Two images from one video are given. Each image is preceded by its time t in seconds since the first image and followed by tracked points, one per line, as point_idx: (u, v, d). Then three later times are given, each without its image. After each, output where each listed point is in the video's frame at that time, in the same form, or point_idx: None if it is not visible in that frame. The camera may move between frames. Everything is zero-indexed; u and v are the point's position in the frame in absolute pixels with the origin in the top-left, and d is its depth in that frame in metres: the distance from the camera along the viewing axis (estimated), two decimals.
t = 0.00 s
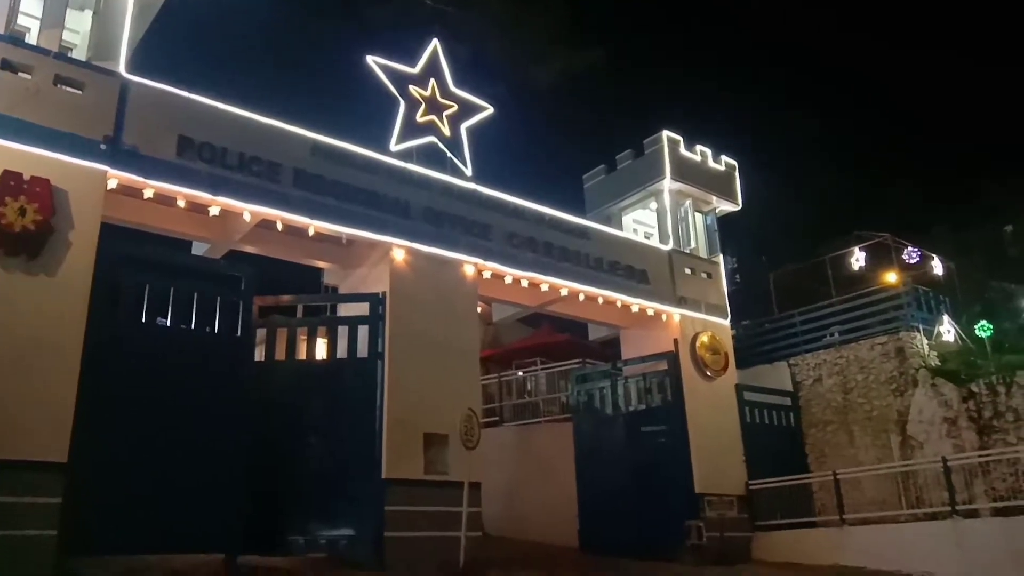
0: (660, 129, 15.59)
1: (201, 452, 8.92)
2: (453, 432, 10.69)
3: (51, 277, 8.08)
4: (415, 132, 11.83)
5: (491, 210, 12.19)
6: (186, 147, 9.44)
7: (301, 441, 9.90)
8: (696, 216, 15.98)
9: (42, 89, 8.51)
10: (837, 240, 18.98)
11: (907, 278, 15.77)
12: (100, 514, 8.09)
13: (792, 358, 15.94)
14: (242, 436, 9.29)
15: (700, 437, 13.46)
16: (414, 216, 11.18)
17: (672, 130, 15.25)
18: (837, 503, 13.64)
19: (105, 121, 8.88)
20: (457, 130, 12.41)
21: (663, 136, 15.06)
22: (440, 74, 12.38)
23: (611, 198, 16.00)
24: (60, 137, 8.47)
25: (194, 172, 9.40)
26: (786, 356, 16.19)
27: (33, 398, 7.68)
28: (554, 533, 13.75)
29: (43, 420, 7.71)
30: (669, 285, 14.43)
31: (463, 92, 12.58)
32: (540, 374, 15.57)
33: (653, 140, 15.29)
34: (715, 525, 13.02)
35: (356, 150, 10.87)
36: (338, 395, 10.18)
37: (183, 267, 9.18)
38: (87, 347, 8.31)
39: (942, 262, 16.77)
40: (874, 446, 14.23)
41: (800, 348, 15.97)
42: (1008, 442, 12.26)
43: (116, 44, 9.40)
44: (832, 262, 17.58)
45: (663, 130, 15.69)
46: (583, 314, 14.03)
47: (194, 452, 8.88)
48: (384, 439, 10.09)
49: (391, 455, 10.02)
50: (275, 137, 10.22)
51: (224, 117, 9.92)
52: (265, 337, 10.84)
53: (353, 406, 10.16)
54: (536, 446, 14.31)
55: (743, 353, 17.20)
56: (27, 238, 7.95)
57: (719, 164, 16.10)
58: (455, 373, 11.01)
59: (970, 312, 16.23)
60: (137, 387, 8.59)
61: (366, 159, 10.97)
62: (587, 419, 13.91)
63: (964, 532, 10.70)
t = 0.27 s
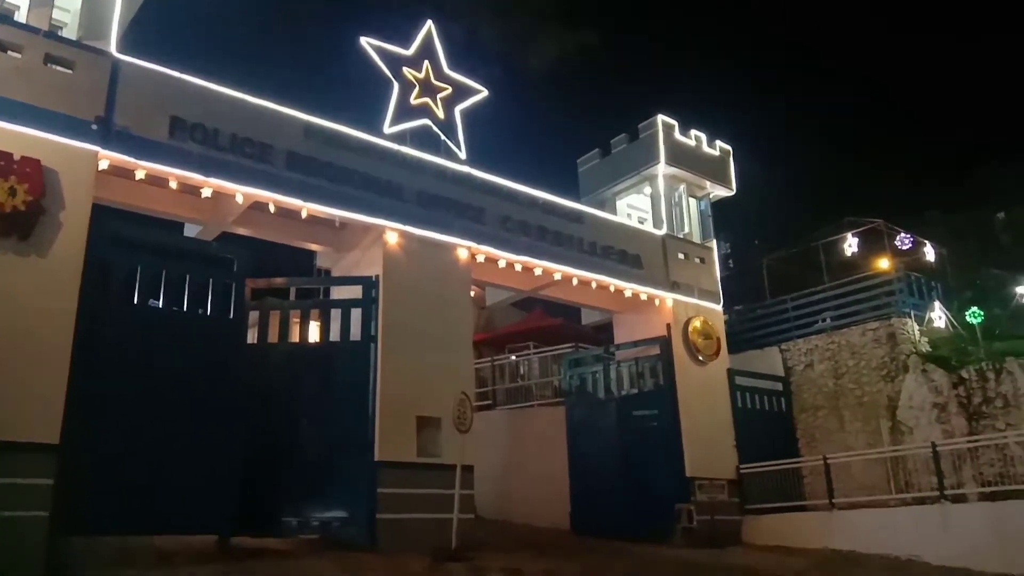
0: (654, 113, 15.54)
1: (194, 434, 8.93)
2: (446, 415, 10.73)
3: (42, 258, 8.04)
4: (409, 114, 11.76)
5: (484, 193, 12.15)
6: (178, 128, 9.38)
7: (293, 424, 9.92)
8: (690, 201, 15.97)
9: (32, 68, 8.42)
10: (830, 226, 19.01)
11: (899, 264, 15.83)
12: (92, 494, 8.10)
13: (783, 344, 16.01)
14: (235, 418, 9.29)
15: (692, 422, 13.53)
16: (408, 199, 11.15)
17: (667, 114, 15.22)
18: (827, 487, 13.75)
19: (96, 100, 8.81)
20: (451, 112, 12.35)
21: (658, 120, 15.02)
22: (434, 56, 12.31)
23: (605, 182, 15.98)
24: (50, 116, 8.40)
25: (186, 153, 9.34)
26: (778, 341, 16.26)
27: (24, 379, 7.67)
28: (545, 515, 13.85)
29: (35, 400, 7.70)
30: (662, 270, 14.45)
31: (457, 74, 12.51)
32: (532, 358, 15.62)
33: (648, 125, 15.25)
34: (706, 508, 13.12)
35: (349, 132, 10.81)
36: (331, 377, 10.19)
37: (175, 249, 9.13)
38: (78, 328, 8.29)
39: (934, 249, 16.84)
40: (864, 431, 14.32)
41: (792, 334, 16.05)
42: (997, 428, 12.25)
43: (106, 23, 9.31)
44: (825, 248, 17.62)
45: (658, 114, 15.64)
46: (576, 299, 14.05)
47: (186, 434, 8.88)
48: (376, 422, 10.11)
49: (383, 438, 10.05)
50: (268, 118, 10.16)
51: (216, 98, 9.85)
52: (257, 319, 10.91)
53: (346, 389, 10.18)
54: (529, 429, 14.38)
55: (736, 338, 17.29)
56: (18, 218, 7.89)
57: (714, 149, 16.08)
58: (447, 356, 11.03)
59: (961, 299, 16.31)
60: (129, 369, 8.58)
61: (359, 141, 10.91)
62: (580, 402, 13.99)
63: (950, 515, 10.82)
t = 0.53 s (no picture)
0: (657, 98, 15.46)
1: (194, 416, 8.96)
2: (446, 400, 10.75)
3: (43, 240, 8.02)
4: (411, 97, 11.70)
5: (486, 178, 12.11)
6: (178, 110, 9.34)
7: (293, 407, 9.95)
8: (692, 187, 15.92)
9: (32, 49, 8.38)
10: (832, 213, 18.96)
11: (901, 252, 15.80)
12: (92, 475, 8.13)
13: (784, 331, 16.00)
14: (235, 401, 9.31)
15: (691, 408, 13.54)
16: (409, 183, 11.11)
17: (670, 100, 15.15)
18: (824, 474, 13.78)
19: (97, 81, 8.77)
20: (453, 96, 12.29)
21: (661, 105, 14.94)
22: (436, 39, 12.23)
23: (607, 167, 15.92)
24: (51, 97, 8.37)
25: (186, 135, 9.31)
26: (779, 329, 16.26)
27: (25, 360, 7.68)
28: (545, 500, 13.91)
29: (35, 381, 7.70)
30: (664, 256, 14.43)
31: (459, 58, 12.44)
32: (533, 343, 15.63)
33: (651, 110, 15.18)
34: (704, 493, 13.15)
35: (350, 115, 10.76)
36: (331, 361, 10.21)
37: (175, 232, 9.11)
38: (79, 309, 8.29)
39: (937, 237, 16.80)
40: (863, 419, 14.34)
41: (793, 321, 16.04)
42: (995, 416, 12.26)
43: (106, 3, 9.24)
44: (827, 235, 17.59)
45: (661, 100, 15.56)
46: (576, 285, 14.03)
47: (187, 416, 8.91)
48: (376, 407, 10.13)
49: (383, 422, 10.07)
50: (269, 100, 10.10)
51: (217, 79, 9.79)
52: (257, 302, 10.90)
53: (345, 371, 10.20)
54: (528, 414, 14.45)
55: (736, 325, 17.30)
56: (18, 200, 7.88)
57: (717, 135, 16.00)
58: (448, 341, 11.03)
59: (962, 288, 16.29)
60: (130, 351, 8.60)
61: (361, 124, 10.87)
62: (579, 387, 14.04)
63: (948, 503, 10.86)
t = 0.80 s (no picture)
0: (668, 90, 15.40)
1: (206, 410, 9.01)
2: (457, 393, 10.78)
3: (56, 235, 8.08)
4: (420, 91, 11.69)
5: (496, 171, 12.10)
6: (189, 105, 9.37)
7: (305, 400, 9.99)
8: (703, 180, 15.85)
9: (44, 44, 8.42)
10: (844, 206, 18.84)
11: (914, 244, 15.68)
12: (106, 467, 8.20)
13: (795, 324, 15.93)
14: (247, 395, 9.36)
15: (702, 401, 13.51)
16: (419, 177, 11.12)
17: (680, 92, 15.08)
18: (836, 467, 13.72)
19: (108, 76, 8.81)
20: (463, 89, 12.27)
21: (672, 97, 14.87)
22: (445, 32, 12.22)
23: (617, 160, 15.87)
24: (63, 92, 8.41)
25: (197, 130, 9.34)
26: (790, 322, 16.18)
27: (40, 353, 7.74)
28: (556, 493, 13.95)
29: (49, 374, 7.77)
30: (674, 249, 14.39)
31: (469, 51, 12.42)
32: (543, 337, 15.63)
33: (662, 102, 15.11)
34: (717, 486, 13.07)
35: (360, 109, 10.76)
36: (342, 355, 10.25)
37: (187, 227, 9.16)
38: (92, 304, 8.35)
39: (950, 229, 16.67)
40: (875, 412, 14.28)
41: (804, 314, 15.97)
42: (1009, 409, 12.09)
43: None
44: (838, 227, 17.49)
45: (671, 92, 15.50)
46: (586, 278, 14.01)
47: (200, 409, 8.96)
48: (387, 400, 10.16)
49: (394, 415, 10.10)
50: (279, 95, 10.12)
51: (227, 74, 9.82)
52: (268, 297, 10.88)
53: (356, 365, 10.24)
54: (540, 408, 14.48)
55: (747, 318, 17.23)
56: (32, 195, 7.93)
57: (728, 127, 15.92)
58: (459, 335, 11.04)
59: (975, 280, 16.17)
60: (144, 345, 8.66)
61: (370, 118, 10.87)
62: (589, 380, 14.05)
63: (961, 497, 10.80)
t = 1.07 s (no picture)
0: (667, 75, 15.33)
1: (207, 399, 9.04)
2: (458, 380, 10.80)
3: (55, 225, 8.07)
4: (419, 78, 11.64)
5: (495, 158, 12.07)
6: (187, 93, 9.34)
7: (306, 389, 10.02)
8: (703, 165, 15.81)
9: (40, 34, 8.38)
10: (844, 190, 18.81)
11: (914, 228, 15.67)
12: (109, 456, 8.24)
13: (795, 309, 15.94)
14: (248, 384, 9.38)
15: (702, 387, 13.55)
16: (418, 164, 11.09)
17: (679, 77, 15.01)
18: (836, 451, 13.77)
19: (105, 66, 8.77)
20: (461, 76, 12.22)
21: (671, 82, 14.81)
22: (443, 18, 12.16)
23: (617, 146, 15.84)
24: (60, 82, 8.37)
25: (195, 118, 9.31)
26: (790, 307, 16.20)
27: (40, 344, 7.75)
28: (557, 479, 14.03)
29: (49, 364, 7.78)
30: (674, 234, 14.38)
31: (467, 37, 12.37)
32: (543, 324, 15.66)
33: (661, 87, 15.06)
34: (716, 471, 13.13)
35: (358, 96, 10.72)
36: (343, 343, 10.27)
37: (186, 216, 9.15)
38: (92, 294, 8.35)
39: (950, 212, 16.64)
40: (875, 396, 14.32)
41: (804, 299, 15.98)
42: (1008, 392, 12.14)
43: None
44: (838, 212, 17.47)
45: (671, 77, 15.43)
46: (586, 264, 14.01)
47: (201, 399, 8.99)
48: (388, 388, 10.19)
49: (396, 403, 10.13)
50: (277, 83, 10.08)
51: (225, 62, 9.78)
52: (268, 285, 10.92)
53: (357, 353, 10.26)
54: (539, 395, 14.53)
55: (747, 304, 17.25)
56: (30, 185, 7.90)
57: (727, 112, 15.87)
58: (459, 322, 11.06)
59: (976, 263, 16.15)
60: (144, 335, 8.67)
61: (369, 106, 10.83)
62: (590, 366, 14.09)
63: (961, 479, 10.85)
